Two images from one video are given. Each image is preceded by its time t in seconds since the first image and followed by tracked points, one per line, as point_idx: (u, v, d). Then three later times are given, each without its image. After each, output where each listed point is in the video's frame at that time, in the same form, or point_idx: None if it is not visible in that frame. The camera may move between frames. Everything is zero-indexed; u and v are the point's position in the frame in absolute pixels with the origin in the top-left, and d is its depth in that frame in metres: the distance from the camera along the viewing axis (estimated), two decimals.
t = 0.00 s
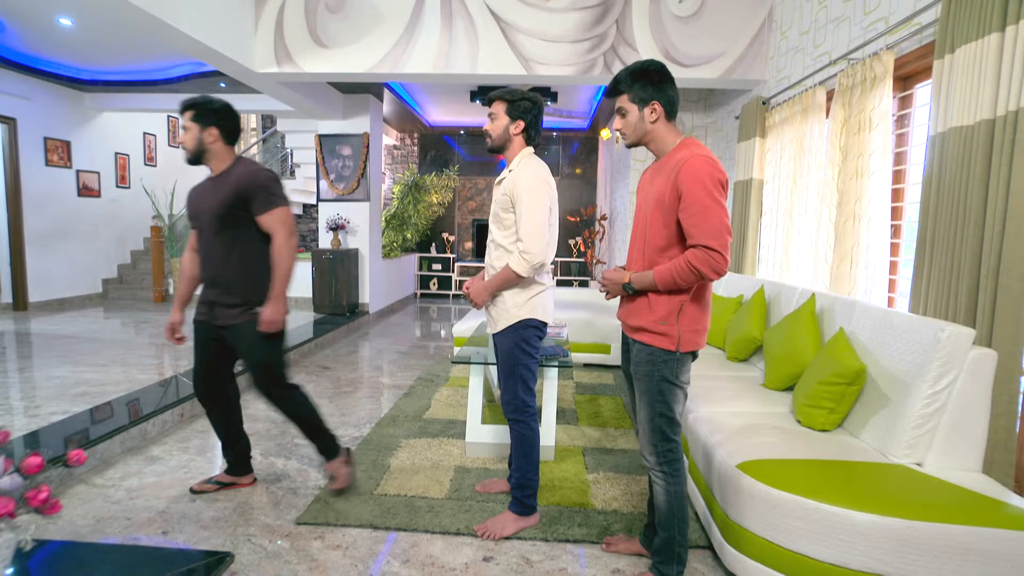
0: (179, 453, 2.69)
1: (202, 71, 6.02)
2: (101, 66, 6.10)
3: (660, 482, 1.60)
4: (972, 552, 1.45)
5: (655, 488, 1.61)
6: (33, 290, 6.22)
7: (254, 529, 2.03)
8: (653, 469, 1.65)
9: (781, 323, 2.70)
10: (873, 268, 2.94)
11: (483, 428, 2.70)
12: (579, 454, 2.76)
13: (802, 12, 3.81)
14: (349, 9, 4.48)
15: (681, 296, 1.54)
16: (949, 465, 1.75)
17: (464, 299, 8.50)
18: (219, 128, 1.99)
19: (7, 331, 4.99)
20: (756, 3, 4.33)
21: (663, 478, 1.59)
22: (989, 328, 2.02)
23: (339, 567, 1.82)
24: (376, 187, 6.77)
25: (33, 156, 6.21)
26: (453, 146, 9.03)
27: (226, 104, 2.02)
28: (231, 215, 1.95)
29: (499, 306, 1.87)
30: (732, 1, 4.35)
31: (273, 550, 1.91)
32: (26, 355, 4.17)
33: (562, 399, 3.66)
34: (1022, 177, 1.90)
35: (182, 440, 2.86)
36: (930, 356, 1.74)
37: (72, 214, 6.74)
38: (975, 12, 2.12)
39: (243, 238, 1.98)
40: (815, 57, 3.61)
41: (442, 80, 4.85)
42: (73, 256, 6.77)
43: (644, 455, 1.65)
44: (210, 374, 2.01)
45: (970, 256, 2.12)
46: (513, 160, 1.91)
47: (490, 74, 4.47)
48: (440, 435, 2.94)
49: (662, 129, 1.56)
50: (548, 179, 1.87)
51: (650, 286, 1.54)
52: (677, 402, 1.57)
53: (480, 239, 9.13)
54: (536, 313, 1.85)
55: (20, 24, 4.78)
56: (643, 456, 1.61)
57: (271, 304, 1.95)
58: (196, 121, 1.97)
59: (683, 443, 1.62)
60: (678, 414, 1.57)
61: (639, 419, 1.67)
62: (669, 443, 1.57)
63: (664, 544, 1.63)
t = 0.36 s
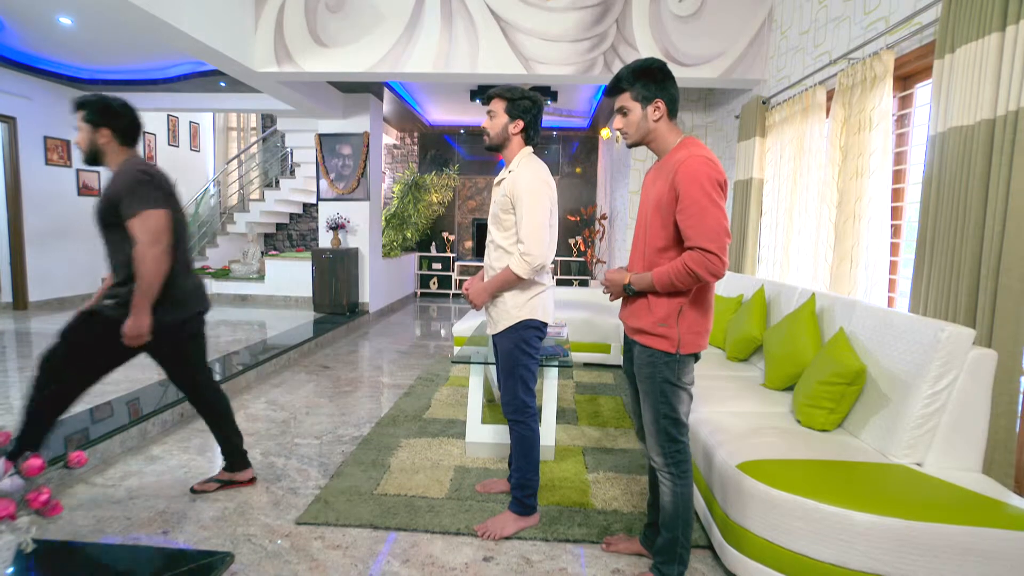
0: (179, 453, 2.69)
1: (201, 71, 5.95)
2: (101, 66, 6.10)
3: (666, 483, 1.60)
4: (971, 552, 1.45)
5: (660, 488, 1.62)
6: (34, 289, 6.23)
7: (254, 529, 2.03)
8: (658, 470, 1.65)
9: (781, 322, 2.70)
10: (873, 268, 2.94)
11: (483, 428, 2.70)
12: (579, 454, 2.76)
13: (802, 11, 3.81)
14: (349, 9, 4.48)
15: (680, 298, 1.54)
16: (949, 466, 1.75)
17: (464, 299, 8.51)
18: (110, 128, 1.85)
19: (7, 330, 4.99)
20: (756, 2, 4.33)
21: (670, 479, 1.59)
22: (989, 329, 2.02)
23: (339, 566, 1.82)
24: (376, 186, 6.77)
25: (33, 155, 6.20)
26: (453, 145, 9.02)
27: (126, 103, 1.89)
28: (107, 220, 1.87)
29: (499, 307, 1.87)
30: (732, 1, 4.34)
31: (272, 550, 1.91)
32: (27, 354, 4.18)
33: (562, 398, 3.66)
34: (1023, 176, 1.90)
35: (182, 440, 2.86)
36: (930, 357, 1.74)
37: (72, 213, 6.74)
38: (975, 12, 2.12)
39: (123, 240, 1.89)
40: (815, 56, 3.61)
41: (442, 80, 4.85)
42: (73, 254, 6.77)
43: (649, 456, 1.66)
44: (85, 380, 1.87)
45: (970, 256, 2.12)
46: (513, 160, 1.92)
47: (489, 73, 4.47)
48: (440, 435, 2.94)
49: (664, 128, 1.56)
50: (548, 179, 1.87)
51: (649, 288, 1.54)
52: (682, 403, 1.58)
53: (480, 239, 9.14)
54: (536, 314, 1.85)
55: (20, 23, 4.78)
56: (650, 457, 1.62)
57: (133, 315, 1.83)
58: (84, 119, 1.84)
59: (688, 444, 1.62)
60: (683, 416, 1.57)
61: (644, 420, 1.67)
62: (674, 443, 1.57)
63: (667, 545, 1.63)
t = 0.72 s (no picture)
0: (179, 454, 2.69)
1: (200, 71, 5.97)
2: (101, 66, 6.10)
3: (669, 485, 1.60)
4: (971, 553, 1.45)
5: (663, 491, 1.61)
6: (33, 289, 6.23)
7: (253, 530, 2.03)
8: (661, 472, 1.65)
9: (780, 324, 2.70)
10: (873, 269, 2.94)
11: (483, 429, 2.70)
12: (578, 455, 2.76)
13: (802, 12, 3.81)
14: (349, 9, 4.48)
15: (679, 302, 1.54)
16: (949, 467, 1.75)
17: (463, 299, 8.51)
18: None
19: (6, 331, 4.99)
20: (756, 3, 4.33)
21: (673, 482, 1.58)
22: (989, 330, 2.02)
23: (339, 568, 1.82)
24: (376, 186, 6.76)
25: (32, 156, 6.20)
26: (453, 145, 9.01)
27: None
28: None
29: (498, 309, 1.87)
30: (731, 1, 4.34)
31: (272, 551, 1.91)
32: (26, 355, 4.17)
33: (562, 399, 3.66)
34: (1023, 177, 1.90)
35: (182, 441, 2.86)
36: (930, 358, 1.74)
37: (71, 213, 6.73)
38: (974, 14, 2.12)
39: None
40: (815, 57, 3.61)
41: (442, 80, 4.85)
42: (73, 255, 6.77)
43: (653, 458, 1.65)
44: None
45: (971, 257, 2.12)
46: (513, 160, 1.92)
47: (489, 74, 4.47)
48: (440, 436, 2.94)
49: (671, 128, 1.57)
50: (548, 181, 1.87)
51: (648, 291, 1.55)
52: (684, 406, 1.57)
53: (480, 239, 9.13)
54: (535, 316, 1.85)
55: (19, 23, 4.77)
56: (653, 460, 1.61)
57: None
58: None
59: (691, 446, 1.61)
60: (686, 418, 1.57)
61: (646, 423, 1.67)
62: (677, 446, 1.57)
63: (668, 546, 1.63)
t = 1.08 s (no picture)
0: (178, 455, 2.68)
1: (199, 71, 5.96)
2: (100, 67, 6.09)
3: (675, 488, 1.60)
4: (970, 555, 1.45)
5: (668, 493, 1.61)
6: (32, 290, 6.22)
7: (253, 532, 2.03)
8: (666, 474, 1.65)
9: (780, 325, 2.71)
10: (872, 270, 2.94)
11: (482, 430, 2.69)
12: (578, 456, 2.76)
13: (801, 13, 3.81)
14: (348, 10, 4.47)
15: (680, 306, 1.54)
16: (947, 468, 1.76)
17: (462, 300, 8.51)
18: None
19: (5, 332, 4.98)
20: (755, 4, 4.33)
21: (678, 484, 1.58)
22: (988, 331, 2.02)
23: (339, 570, 1.82)
24: (375, 187, 6.75)
25: (30, 156, 6.18)
26: (452, 146, 9.00)
27: None
28: None
29: (496, 311, 1.87)
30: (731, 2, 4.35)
31: (272, 553, 1.90)
32: (25, 356, 4.16)
33: (561, 400, 3.66)
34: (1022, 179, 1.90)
35: (181, 442, 2.86)
36: (929, 359, 1.75)
37: (70, 214, 6.72)
38: (973, 15, 2.13)
39: None
40: (814, 58, 3.61)
41: (442, 82, 4.85)
42: (71, 256, 6.75)
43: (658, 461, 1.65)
44: None
45: (969, 259, 2.12)
46: (513, 161, 1.92)
47: (489, 76, 4.47)
48: (440, 437, 2.94)
49: (668, 133, 1.56)
50: (548, 183, 1.87)
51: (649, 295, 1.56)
52: (689, 408, 1.57)
53: (479, 240, 9.13)
54: (533, 318, 1.85)
55: (17, 24, 4.76)
56: (659, 462, 1.61)
57: None
58: None
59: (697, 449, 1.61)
60: (691, 421, 1.57)
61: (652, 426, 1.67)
62: (682, 448, 1.56)
63: (670, 549, 1.62)
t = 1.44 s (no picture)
0: (176, 457, 2.68)
1: (198, 72, 5.95)
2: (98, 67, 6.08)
3: (669, 484, 1.60)
4: (968, 557, 1.46)
5: (662, 490, 1.61)
6: (29, 291, 6.20)
7: (252, 534, 2.03)
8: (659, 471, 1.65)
9: (779, 326, 2.71)
10: (870, 271, 2.92)
11: (481, 432, 2.69)
12: (577, 457, 2.76)
13: (800, 15, 3.81)
14: (346, 11, 4.47)
15: (674, 302, 1.55)
16: (945, 470, 1.76)
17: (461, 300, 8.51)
18: None
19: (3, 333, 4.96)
20: (754, 5, 4.33)
21: (672, 480, 1.58)
22: (986, 334, 2.03)
23: (338, 572, 1.82)
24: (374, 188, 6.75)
25: (28, 156, 6.16)
26: (451, 147, 8.99)
27: None
28: None
29: (496, 313, 1.87)
30: (730, 3, 4.35)
31: (271, 555, 1.90)
32: (22, 357, 4.15)
33: (560, 401, 3.66)
34: (1020, 182, 1.91)
35: (179, 444, 2.85)
36: (928, 361, 1.75)
37: (68, 214, 6.71)
38: (972, 17, 2.13)
39: None
40: (813, 59, 3.61)
41: (440, 82, 4.84)
42: (69, 256, 6.73)
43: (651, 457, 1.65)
44: None
45: (967, 261, 2.13)
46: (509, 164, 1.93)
47: (487, 76, 4.47)
48: (439, 439, 2.94)
49: (662, 138, 1.57)
50: (545, 186, 1.87)
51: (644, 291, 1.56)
52: (682, 404, 1.58)
53: (478, 240, 9.13)
54: (534, 320, 1.86)
55: (15, 24, 4.75)
56: (651, 458, 1.61)
57: None
58: None
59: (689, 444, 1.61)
60: (683, 416, 1.58)
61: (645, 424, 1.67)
62: (675, 443, 1.57)
63: (667, 547, 1.63)
